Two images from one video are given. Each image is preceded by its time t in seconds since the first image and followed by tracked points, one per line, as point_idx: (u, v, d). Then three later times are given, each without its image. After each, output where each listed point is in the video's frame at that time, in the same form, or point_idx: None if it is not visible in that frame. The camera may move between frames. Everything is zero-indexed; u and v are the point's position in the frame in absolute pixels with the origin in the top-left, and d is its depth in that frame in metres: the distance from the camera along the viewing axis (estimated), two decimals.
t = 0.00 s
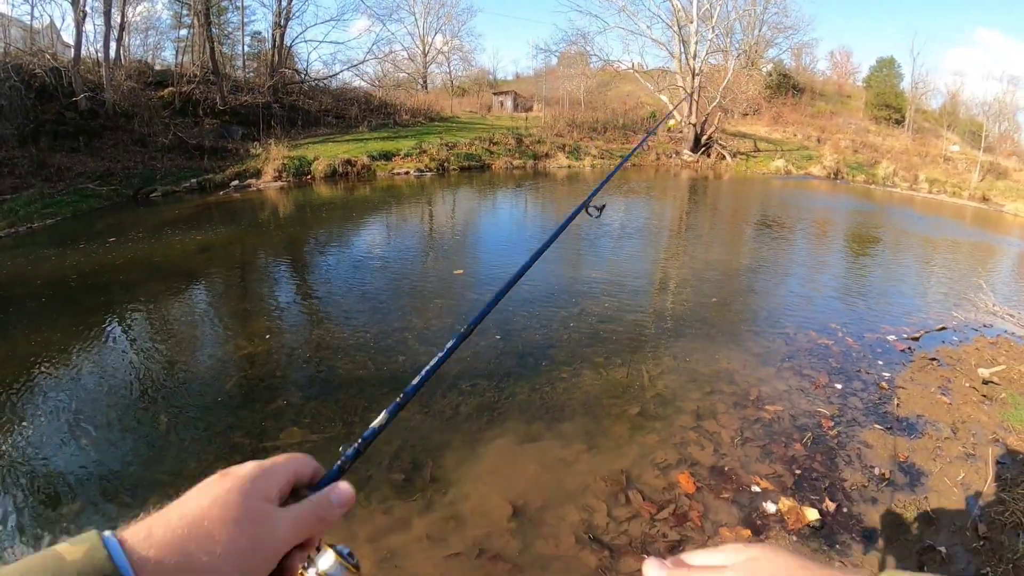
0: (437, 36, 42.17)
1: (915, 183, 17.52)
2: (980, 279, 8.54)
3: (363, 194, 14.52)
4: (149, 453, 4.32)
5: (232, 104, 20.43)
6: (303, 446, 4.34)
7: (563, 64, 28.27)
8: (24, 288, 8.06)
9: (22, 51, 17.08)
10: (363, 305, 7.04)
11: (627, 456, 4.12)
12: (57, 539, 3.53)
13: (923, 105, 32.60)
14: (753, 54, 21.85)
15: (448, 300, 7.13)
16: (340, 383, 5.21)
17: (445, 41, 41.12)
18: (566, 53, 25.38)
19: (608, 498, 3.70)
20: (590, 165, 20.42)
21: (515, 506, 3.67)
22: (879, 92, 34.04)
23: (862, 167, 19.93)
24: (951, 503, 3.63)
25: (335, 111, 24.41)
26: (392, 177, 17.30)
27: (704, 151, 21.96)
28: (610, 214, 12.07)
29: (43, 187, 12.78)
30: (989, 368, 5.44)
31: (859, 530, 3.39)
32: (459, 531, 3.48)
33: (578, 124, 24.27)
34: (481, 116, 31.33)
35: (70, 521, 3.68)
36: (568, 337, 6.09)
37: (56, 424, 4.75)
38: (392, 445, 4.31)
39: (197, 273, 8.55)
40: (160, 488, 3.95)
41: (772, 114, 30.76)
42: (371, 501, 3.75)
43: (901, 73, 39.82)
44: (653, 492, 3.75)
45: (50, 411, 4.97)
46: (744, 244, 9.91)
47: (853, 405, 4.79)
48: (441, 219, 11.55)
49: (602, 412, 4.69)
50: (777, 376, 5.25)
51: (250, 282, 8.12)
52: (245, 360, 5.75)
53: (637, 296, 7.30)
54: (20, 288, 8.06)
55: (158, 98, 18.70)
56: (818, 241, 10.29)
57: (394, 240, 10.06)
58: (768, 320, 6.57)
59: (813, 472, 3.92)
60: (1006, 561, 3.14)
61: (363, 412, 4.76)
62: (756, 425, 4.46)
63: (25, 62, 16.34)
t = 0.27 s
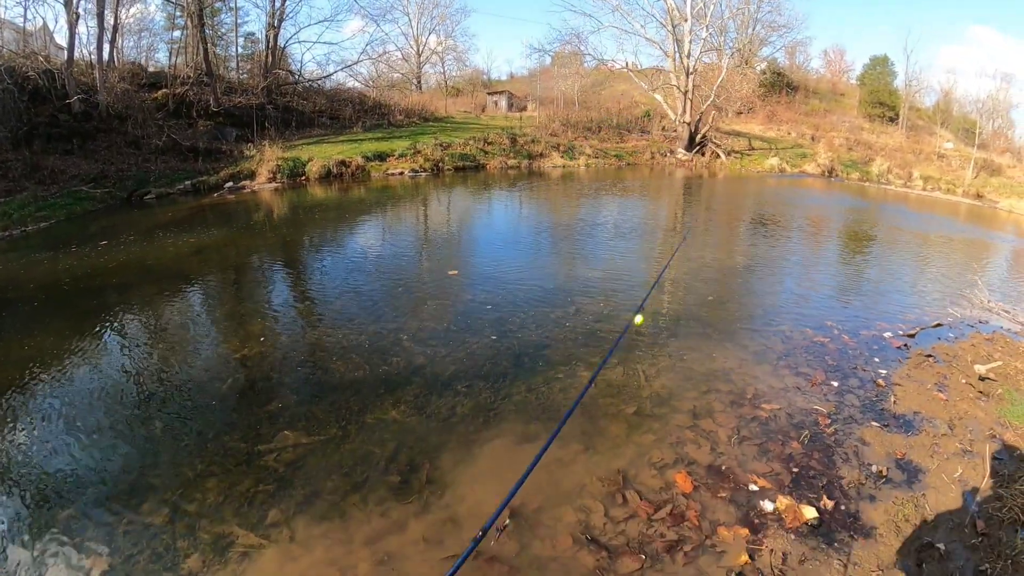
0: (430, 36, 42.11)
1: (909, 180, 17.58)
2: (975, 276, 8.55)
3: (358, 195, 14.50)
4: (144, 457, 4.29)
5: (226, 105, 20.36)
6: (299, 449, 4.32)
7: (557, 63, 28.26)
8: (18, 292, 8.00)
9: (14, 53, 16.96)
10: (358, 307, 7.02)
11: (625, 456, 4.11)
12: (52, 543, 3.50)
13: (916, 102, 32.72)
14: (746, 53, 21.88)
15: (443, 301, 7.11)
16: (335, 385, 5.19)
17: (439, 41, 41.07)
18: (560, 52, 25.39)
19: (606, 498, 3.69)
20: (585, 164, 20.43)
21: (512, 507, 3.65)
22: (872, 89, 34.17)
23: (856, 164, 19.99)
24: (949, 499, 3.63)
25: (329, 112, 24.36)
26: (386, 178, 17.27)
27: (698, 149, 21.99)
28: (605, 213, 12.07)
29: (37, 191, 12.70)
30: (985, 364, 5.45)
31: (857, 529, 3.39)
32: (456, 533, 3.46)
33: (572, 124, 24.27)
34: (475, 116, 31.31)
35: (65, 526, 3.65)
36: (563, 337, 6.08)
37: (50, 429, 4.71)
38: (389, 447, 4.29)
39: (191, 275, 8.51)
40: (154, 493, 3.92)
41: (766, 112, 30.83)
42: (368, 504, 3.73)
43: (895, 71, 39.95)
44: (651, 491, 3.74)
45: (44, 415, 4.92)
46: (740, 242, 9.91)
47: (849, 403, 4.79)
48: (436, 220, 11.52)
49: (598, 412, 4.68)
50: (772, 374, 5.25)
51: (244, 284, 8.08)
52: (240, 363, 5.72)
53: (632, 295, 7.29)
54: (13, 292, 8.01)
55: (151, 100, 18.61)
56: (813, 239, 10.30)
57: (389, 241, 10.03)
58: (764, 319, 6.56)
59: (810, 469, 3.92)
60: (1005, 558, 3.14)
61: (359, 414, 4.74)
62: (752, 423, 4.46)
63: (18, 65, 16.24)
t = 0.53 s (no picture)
0: (428, 38, 42.19)
1: (908, 180, 17.60)
2: (974, 276, 8.56)
3: (356, 196, 14.50)
4: (143, 460, 4.29)
5: (225, 107, 20.36)
6: (299, 451, 4.32)
7: (556, 65, 28.29)
8: (17, 294, 8.00)
9: (13, 55, 16.94)
10: (357, 309, 7.02)
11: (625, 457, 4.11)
12: (51, 547, 3.50)
13: (914, 103, 32.81)
14: (744, 54, 21.93)
15: (442, 303, 7.11)
16: (335, 387, 5.19)
17: (437, 43, 41.12)
18: (558, 54, 25.42)
19: (606, 500, 3.69)
20: (584, 166, 20.46)
21: (512, 509, 3.65)
22: (871, 90, 34.25)
23: (855, 165, 20.02)
24: (948, 499, 3.63)
25: (327, 114, 24.37)
26: (385, 180, 17.29)
27: (696, 151, 22.02)
28: (604, 215, 12.08)
29: (36, 193, 12.69)
30: (984, 364, 5.46)
31: (857, 530, 3.38)
32: (456, 535, 3.46)
33: (571, 125, 24.31)
34: (474, 118, 31.34)
35: (64, 529, 3.65)
36: (563, 338, 6.08)
37: (49, 432, 4.70)
38: (388, 449, 4.30)
39: (191, 277, 8.51)
40: (154, 495, 3.91)
41: (764, 114, 30.89)
42: (368, 506, 3.72)
43: (893, 72, 40.04)
44: (650, 492, 3.74)
45: (43, 418, 4.91)
46: (738, 243, 9.92)
47: (848, 403, 4.79)
48: (435, 222, 11.53)
49: (597, 413, 4.68)
50: (772, 375, 5.25)
51: (243, 286, 8.08)
52: (239, 365, 5.72)
53: (631, 296, 7.30)
54: (12, 294, 8.00)
55: (150, 102, 18.61)
56: (812, 239, 10.32)
57: (388, 242, 10.03)
58: (763, 319, 6.57)
59: (810, 470, 3.92)
60: (1005, 558, 3.13)
61: (359, 416, 4.73)
62: (752, 424, 4.47)
63: (17, 67, 16.23)
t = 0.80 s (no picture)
0: (431, 41, 42.29)
1: (911, 183, 17.58)
2: (977, 278, 8.55)
3: (360, 199, 14.54)
4: (149, 461, 4.30)
5: (229, 110, 20.43)
6: (304, 452, 4.34)
7: (558, 68, 28.35)
8: (22, 296, 8.03)
9: (18, 57, 17.02)
10: (361, 311, 7.04)
11: (629, 459, 4.12)
12: (58, 547, 3.52)
13: (917, 105, 32.80)
14: (747, 57, 21.94)
15: (446, 305, 7.12)
16: (340, 389, 5.21)
17: (440, 46, 41.21)
18: (561, 57, 25.47)
19: (611, 501, 3.69)
20: (587, 168, 20.48)
21: (518, 510, 3.66)
22: (874, 93, 34.23)
23: (858, 168, 20.00)
24: (952, 501, 3.63)
25: (331, 116, 24.44)
26: (388, 182, 17.33)
27: (699, 153, 22.02)
28: (607, 218, 12.10)
29: (40, 194, 12.75)
30: (987, 367, 5.45)
31: (862, 531, 3.38)
32: (462, 536, 3.47)
33: (574, 128, 24.34)
34: (477, 120, 31.40)
35: (71, 529, 3.66)
36: (567, 341, 6.09)
37: (54, 433, 4.71)
38: (393, 451, 4.31)
39: (195, 279, 8.54)
40: (160, 496, 3.93)
41: (767, 116, 30.89)
42: (373, 507, 3.74)
43: (896, 74, 40.01)
44: (655, 494, 3.75)
45: (49, 420, 4.93)
46: (741, 246, 9.92)
47: (852, 405, 4.79)
48: (438, 224, 11.56)
49: (602, 415, 4.69)
50: (775, 378, 5.25)
51: (247, 288, 8.11)
52: (244, 367, 5.74)
53: (634, 299, 7.31)
54: (17, 296, 8.04)
55: (154, 104, 18.68)
56: (815, 242, 10.31)
57: (391, 245, 10.05)
58: (767, 322, 6.57)
59: (814, 472, 3.92)
60: (1008, 559, 3.13)
61: (364, 418, 4.75)
62: (756, 426, 4.47)
63: (22, 69, 16.30)
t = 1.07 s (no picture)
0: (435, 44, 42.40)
1: (914, 185, 17.56)
2: (980, 281, 8.54)
3: (363, 201, 14.58)
4: (153, 462, 4.32)
5: (233, 112, 20.50)
6: (308, 453, 4.35)
7: (562, 70, 28.41)
8: (27, 296, 8.07)
9: (23, 59, 17.09)
10: (364, 313, 7.06)
11: (633, 461, 4.12)
12: (63, 547, 3.53)
13: (920, 108, 32.81)
14: (750, 60, 21.95)
15: (449, 307, 7.14)
16: (344, 391, 5.23)
17: (444, 49, 41.33)
18: (564, 59, 25.52)
19: (615, 503, 3.70)
20: (590, 171, 20.51)
21: (522, 512, 3.67)
22: (876, 95, 34.24)
23: (861, 171, 20.00)
24: (955, 503, 3.63)
25: (334, 118, 24.51)
26: (392, 185, 17.38)
27: (703, 156, 22.03)
28: (610, 220, 12.12)
29: (44, 195, 12.80)
30: (990, 370, 5.45)
31: (866, 533, 3.38)
32: (466, 537, 3.48)
33: (577, 130, 24.38)
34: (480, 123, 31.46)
35: (75, 529, 3.68)
36: (570, 343, 6.10)
37: (58, 434, 4.73)
38: (398, 453, 4.32)
39: (198, 281, 8.58)
40: (165, 497, 3.94)
41: (770, 119, 30.91)
42: (377, 508, 3.75)
43: (899, 77, 40.02)
44: (659, 496, 3.75)
45: (53, 421, 4.95)
46: (744, 249, 9.92)
47: (855, 408, 4.79)
48: (441, 227, 11.58)
49: (606, 418, 4.70)
50: (778, 381, 5.25)
51: (251, 290, 8.13)
52: (247, 369, 5.76)
53: (637, 302, 7.32)
54: (21, 296, 8.07)
55: (158, 106, 18.74)
56: (817, 245, 10.31)
57: (394, 247, 10.08)
58: (769, 325, 6.58)
59: (818, 474, 3.92)
60: (1011, 560, 3.13)
61: (369, 420, 4.76)
62: (760, 429, 4.47)
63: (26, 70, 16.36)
